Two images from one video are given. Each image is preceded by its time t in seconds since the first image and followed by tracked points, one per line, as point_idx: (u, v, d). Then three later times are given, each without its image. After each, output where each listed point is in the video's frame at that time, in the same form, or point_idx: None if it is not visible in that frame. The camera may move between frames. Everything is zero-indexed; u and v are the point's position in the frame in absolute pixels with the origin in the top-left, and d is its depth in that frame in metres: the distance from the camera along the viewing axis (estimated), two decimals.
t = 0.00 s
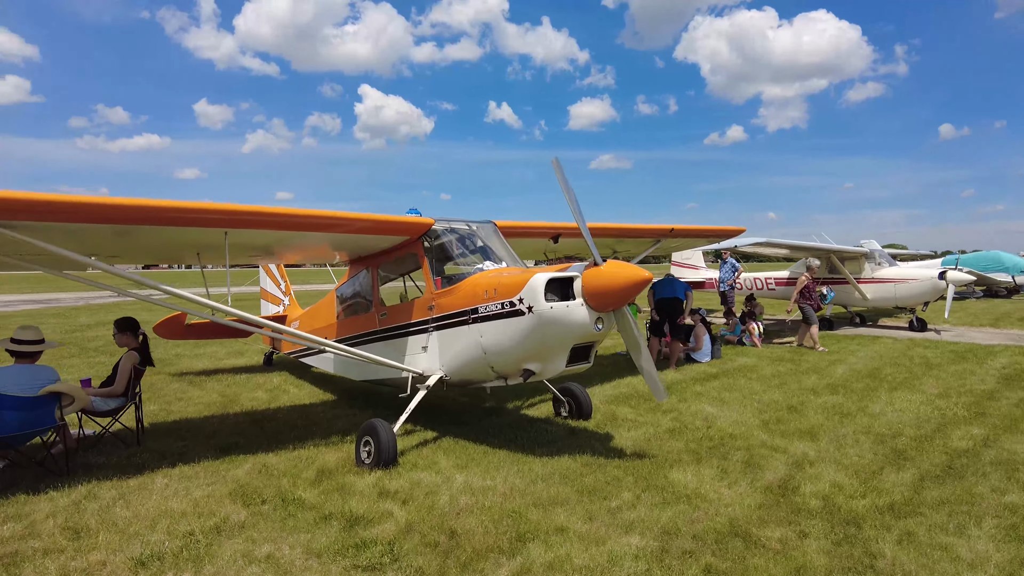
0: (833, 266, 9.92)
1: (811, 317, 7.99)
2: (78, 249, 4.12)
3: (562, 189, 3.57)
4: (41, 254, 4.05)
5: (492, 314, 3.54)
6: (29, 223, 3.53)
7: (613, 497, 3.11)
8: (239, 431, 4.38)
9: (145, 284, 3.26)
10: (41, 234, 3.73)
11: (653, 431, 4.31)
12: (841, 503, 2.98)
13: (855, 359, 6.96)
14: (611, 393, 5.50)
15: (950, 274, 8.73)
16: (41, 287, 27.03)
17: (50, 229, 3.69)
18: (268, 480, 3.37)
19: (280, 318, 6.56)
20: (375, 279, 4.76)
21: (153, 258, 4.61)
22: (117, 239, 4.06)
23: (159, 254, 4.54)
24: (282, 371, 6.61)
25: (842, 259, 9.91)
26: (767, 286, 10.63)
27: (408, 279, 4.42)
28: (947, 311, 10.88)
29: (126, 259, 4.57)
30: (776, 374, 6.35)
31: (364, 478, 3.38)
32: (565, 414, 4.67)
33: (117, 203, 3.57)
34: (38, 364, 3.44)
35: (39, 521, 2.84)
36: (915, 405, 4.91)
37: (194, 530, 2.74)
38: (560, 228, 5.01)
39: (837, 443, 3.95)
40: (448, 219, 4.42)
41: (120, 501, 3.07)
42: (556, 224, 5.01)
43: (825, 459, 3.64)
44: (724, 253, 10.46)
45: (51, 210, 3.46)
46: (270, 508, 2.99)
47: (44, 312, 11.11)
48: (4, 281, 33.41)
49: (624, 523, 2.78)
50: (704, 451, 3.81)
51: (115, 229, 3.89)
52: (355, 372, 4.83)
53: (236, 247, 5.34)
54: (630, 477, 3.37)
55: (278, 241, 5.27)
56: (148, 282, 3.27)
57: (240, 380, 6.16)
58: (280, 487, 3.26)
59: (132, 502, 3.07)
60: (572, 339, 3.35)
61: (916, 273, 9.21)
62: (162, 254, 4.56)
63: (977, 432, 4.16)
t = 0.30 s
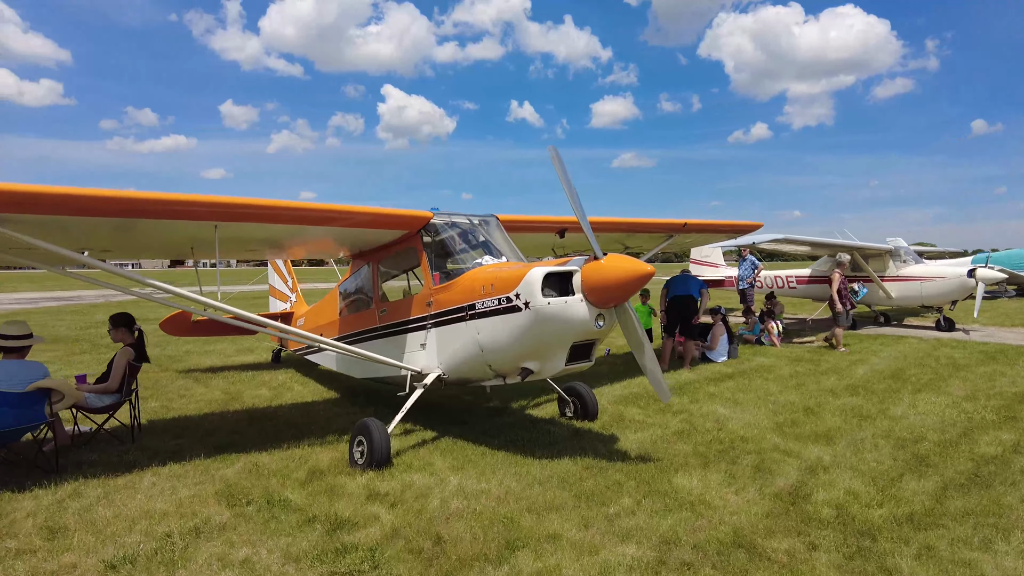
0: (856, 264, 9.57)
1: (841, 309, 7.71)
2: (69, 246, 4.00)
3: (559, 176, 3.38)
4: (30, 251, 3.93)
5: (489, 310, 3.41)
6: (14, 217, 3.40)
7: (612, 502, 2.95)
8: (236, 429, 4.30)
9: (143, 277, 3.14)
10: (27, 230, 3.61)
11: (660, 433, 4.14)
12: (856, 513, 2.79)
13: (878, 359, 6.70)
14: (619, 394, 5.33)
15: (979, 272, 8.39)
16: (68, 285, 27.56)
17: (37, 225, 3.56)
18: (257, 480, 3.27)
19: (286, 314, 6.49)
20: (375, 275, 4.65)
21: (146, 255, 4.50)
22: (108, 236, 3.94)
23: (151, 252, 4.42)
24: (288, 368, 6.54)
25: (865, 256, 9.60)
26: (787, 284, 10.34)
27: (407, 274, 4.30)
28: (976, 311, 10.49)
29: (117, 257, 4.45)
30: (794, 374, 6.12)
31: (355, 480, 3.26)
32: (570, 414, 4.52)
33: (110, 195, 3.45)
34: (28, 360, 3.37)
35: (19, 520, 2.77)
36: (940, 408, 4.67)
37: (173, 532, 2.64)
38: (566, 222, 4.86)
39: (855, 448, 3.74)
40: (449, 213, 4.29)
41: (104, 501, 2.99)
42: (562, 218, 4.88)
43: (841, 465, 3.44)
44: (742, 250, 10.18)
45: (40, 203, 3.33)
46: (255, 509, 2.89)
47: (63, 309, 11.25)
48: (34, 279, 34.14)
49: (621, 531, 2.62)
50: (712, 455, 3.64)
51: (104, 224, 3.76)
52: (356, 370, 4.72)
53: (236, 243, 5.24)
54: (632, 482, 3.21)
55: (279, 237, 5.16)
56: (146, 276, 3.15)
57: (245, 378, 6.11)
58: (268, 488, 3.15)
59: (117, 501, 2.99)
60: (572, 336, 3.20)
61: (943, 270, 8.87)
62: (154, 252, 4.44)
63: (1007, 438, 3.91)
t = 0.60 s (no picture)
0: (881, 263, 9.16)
1: (879, 304, 7.46)
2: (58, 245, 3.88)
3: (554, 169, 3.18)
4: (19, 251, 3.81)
5: (485, 311, 3.27)
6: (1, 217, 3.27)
7: (609, 515, 2.80)
8: (235, 430, 4.23)
9: (129, 276, 3.07)
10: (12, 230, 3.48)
11: (668, 440, 3.97)
12: (870, 531, 2.59)
13: (905, 362, 6.41)
14: (630, 397, 5.16)
15: (1015, 271, 8.02)
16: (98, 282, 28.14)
17: (22, 225, 3.43)
18: (246, 484, 3.19)
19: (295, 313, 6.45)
20: (376, 274, 4.54)
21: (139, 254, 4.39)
22: (104, 235, 3.83)
23: (146, 250, 4.32)
24: (296, 367, 6.50)
25: (894, 254, 9.25)
26: (811, 282, 10.03)
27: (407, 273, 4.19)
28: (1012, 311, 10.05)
29: (112, 255, 4.35)
30: (815, 377, 5.88)
31: (344, 487, 3.16)
32: (575, 418, 4.37)
33: (102, 193, 3.32)
34: (19, 360, 3.33)
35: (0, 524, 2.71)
36: (969, 416, 4.41)
37: (150, 540, 2.55)
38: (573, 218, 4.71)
39: (874, 458, 3.53)
40: (449, 210, 4.17)
41: (87, 505, 2.93)
42: (568, 215, 4.73)
43: (859, 477, 3.23)
44: (765, 248, 9.89)
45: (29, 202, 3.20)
46: (238, 516, 2.80)
47: (86, 307, 11.41)
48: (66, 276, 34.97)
49: (615, 548, 2.47)
50: (720, 465, 3.46)
51: (97, 223, 3.64)
52: (357, 371, 4.63)
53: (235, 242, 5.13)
54: (632, 493, 3.05)
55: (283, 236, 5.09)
56: (133, 275, 3.07)
57: (253, 376, 6.07)
58: (256, 493, 3.07)
59: (100, 505, 2.93)
60: (569, 339, 3.04)
61: (976, 269, 8.50)
62: (147, 250, 4.32)
63: None
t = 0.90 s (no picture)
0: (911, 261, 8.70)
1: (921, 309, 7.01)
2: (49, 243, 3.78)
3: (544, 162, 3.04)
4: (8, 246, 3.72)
5: (478, 312, 3.18)
6: None
7: (601, 525, 2.68)
8: (235, 430, 4.21)
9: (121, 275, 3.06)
10: None
11: (673, 445, 3.83)
12: (878, 549, 2.43)
13: (933, 365, 6.14)
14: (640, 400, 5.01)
15: None
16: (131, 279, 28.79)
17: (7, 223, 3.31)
18: (236, 486, 3.15)
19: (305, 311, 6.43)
20: (376, 273, 4.48)
21: (134, 251, 4.31)
22: (103, 233, 3.77)
23: (146, 247, 4.26)
24: (306, 366, 6.48)
25: (924, 251, 8.90)
26: (838, 281, 9.72)
27: (406, 272, 4.11)
28: None
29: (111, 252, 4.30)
30: (836, 380, 5.66)
31: (333, 490, 3.10)
32: (579, 422, 4.25)
33: (98, 193, 3.20)
34: (16, 359, 3.32)
35: None
36: (997, 423, 4.17)
37: (130, 543, 2.52)
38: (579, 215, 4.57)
39: (890, 468, 3.34)
40: (448, 208, 4.08)
41: (75, 505, 2.91)
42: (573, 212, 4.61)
43: (871, 489, 3.05)
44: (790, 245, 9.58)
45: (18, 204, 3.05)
46: (222, 519, 2.75)
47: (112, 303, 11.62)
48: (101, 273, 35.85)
49: (602, 561, 2.36)
50: (724, 473, 3.31)
51: (97, 223, 3.57)
52: (359, 371, 4.57)
53: (235, 242, 5.07)
54: (628, 502, 2.92)
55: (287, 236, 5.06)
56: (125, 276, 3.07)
57: (263, 375, 6.07)
58: (244, 496, 3.02)
59: (88, 506, 2.91)
60: (564, 340, 2.93)
61: (1012, 267, 8.13)
62: (145, 248, 4.26)
63: None
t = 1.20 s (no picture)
0: (952, 261, 8.27)
1: (978, 313, 6.38)
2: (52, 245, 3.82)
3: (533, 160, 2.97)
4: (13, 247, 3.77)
5: (471, 315, 3.10)
6: None
7: (590, 539, 2.57)
8: (241, 431, 4.23)
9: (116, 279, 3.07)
10: None
11: (681, 454, 3.69)
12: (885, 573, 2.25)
13: (971, 371, 5.80)
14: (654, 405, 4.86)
15: None
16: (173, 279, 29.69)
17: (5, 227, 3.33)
18: (230, 488, 3.14)
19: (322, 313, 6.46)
20: (380, 274, 4.44)
21: (138, 252, 4.34)
22: (111, 235, 3.83)
23: (153, 248, 4.33)
24: (323, 367, 6.51)
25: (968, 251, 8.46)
26: (874, 282, 9.33)
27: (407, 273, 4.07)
28: None
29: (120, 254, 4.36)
30: (864, 386, 5.39)
31: (324, 495, 3.06)
32: (585, 427, 4.12)
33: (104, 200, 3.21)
34: (22, 360, 3.39)
35: None
36: None
37: (113, 545, 2.51)
38: (588, 213, 4.46)
39: (910, 483, 3.14)
40: (450, 209, 4.02)
41: (70, 505, 2.94)
42: (582, 212, 4.51)
43: (886, 505, 2.86)
44: (823, 244, 9.24)
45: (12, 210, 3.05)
46: (209, 522, 2.74)
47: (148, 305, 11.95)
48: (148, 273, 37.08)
49: None
50: (730, 485, 3.15)
51: (104, 226, 3.61)
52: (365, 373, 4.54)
53: (242, 243, 5.07)
54: (623, 514, 2.80)
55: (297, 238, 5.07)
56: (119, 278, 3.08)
57: (279, 375, 6.11)
58: (235, 498, 3.01)
59: (82, 506, 2.93)
60: (556, 345, 2.83)
61: None
62: (152, 248, 4.32)
63: None
